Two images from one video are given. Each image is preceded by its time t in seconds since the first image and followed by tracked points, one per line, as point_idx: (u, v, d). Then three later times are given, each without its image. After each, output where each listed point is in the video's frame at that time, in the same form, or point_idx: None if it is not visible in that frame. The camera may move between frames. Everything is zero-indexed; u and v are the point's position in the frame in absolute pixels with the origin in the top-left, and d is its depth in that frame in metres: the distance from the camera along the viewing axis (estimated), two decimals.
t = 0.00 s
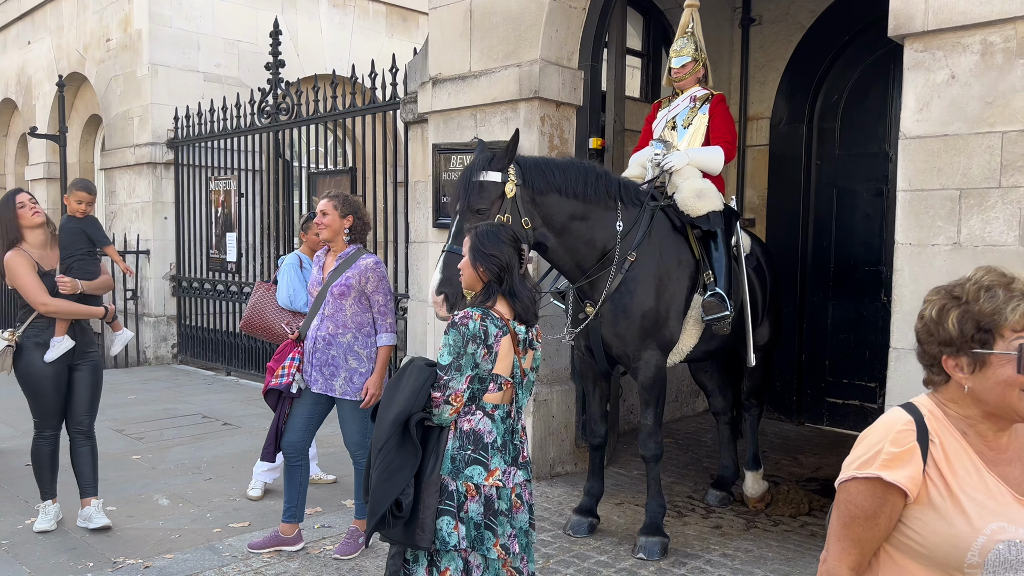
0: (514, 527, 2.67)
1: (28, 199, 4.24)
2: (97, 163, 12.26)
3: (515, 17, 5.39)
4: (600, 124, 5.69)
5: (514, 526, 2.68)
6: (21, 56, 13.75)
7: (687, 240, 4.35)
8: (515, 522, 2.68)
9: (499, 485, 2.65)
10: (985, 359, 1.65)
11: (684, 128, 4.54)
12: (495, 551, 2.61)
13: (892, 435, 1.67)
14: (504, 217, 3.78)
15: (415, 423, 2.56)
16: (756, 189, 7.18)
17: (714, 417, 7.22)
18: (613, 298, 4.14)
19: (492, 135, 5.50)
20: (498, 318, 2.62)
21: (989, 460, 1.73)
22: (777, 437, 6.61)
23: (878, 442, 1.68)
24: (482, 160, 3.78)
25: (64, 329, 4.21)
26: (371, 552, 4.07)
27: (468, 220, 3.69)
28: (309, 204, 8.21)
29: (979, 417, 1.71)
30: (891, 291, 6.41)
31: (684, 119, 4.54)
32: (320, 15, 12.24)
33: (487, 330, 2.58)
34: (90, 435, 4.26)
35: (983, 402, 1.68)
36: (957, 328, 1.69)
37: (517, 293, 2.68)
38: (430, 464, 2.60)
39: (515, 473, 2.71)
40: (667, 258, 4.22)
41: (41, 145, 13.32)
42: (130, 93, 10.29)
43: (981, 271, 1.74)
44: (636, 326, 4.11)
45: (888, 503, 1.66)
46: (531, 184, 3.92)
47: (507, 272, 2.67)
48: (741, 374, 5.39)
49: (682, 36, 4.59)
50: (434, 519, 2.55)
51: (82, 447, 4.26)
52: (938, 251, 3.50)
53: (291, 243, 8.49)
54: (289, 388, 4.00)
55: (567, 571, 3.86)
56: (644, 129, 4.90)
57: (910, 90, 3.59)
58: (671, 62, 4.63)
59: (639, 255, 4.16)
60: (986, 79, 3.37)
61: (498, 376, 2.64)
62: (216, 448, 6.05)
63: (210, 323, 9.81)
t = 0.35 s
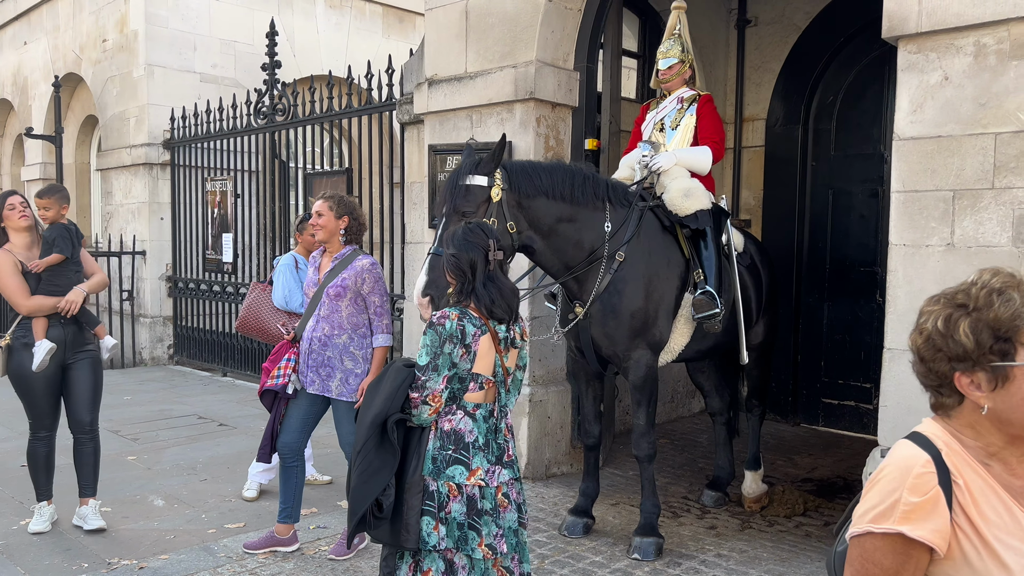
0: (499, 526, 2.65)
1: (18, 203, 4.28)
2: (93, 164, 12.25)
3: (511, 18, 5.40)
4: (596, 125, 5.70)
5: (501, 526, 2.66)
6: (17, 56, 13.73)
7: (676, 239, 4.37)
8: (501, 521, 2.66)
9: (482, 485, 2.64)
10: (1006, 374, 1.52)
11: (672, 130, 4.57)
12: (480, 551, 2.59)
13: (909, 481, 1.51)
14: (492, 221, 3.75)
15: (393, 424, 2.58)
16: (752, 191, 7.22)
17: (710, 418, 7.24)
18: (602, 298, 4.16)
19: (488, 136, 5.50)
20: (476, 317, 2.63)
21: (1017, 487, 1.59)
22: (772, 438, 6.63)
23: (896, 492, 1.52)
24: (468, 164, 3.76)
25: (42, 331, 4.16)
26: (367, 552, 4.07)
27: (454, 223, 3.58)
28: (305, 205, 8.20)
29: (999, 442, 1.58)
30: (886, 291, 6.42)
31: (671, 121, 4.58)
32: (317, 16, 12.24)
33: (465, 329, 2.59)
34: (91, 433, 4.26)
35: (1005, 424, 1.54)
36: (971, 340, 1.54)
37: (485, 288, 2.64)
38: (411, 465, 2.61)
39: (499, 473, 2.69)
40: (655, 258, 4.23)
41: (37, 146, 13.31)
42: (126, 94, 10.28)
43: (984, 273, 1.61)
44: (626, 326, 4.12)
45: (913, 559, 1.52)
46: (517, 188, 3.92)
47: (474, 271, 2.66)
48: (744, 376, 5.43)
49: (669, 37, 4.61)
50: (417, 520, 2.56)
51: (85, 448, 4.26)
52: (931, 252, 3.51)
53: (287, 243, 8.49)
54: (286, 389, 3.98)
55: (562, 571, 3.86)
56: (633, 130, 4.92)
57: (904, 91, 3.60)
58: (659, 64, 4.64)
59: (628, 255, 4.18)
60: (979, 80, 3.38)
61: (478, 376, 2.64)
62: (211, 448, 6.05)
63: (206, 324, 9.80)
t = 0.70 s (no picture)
0: (482, 526, 2.69)
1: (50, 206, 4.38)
2: (90, 165, 12.23)
3: (508, 20, 5.41)
4: (593, 126, 5.71)
5: (483, 526, 2.70)
6: (13, 57, 13.71)
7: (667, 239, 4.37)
8: (483, 521, 2.70)
9: (465, 485, 2.66)
10: None
11: (663, 130, 4.57)
12: (463, 551, 2.62)
13: (1005, 520, 1.47)
14: (483, 225, 3.77)
15: (372, 425, 2.57)
16: (749, 193, 7.24)
17: (706, 419, 7.26)
18: (593, 299, 4.16)
19: (485, 138, 5.52)
20: (457, 317, 2.64)
21: None
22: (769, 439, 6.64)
23: (992, 530, 1.48)
24: (460, 168, 3.75)
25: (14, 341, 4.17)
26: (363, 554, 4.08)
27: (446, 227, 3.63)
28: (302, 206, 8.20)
29: None
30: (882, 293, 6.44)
31: (663, 121, 4.58)
32: (314, 17, 12.24)
33: (445, 330, 2.59)
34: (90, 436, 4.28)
35: None
36: None
37: (465, 288, 2.66)
38: (392, 466, 2.61)
39: (481, 472, 2.73)
40: (645, 258, 4.23)
41: (33, 147, 13.29)
42: (123, 95, 10.28)
43: None
44: (617, 327, 4.14)
45: None
46: (509, 191, 3.92)
47: (453, 272, 2.67)
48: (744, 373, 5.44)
49: (663, 38, 4.61)
50: (400, 521, 2.55)
51: (81, 453, 4.32)
52: (926, 254, 3.53)
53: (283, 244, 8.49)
54: (265, 390, 4.03)
55: (558, 572, 3.87)
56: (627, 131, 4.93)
57: (899, 94, 3.62)
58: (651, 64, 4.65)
59: (618, 256, 4.19)
60: (974, 83, 3.39)
61: (459, 376, 2.65)
62: (208, 450, 6.04)
63: (202, 325, 9.79)
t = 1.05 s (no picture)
0: (474, 527, 2.70)
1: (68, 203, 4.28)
2: (86, 165, 12.20)
3: (505, 21, 5.41)
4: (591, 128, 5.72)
5: (475, 527, 2.70)
6: (9, 57, 13.67)
7: (659, 238, 4.38)
8: (475, 522, 2.71)
9: (459, 486, 2.67)
10: None
11: (657, 131, 4.59)
12: (456, 552, 2.63)
13: None
14: (479, 226, 3.74)
15: (370, 432, 2.56)
16: (745, 193, 7.25)
17: (703, 420, 7.27)
18: (586, 299, 4.17)
19: (483, 138, 5.52)
20: (449, 318, 2.64)
21: None
22: (766, 440, 6.65)
23: None
24: (456, 169, 3.72)
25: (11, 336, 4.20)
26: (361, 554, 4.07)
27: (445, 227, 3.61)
28: (299, 207, 8.19)
29: None
30: (878, 294, 6.46)
31: (657, 123, 4.60)
32: (311, 18, 12.23)
33: (438, 332, 2.59)
34: (90, 432, 4.31)
35: None
36: None
37: (467, 290, 2.68)
38: (389, 471, 2.61)
39: (475, 473, 2.73)
40: (638, 259, 4.24)
41: (29, 147, 13.26)
42: (119, 95, 10.26)
43: None
44: (609, 328, 4.15)
45: None
46: (504, 193, 3.91)
47: (457, 273, 2.67)
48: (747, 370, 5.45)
49: (658, 39, 4.64)
50: (396, 526, 2.56)
51: (83, 448, 4.33)
52: (923, 255, 3.54)
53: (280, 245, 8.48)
54: (203, 397, 3.83)
55: (557, 573, 3.87)
56: (623, 131, 4.95)
57: (897, 96, 3.63)
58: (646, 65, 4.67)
59: (610, 257, 4.20)
60: (971, 85, 3.41)
61: (452, 378, 2.65)
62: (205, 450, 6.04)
63: (199, 325, 9.77)
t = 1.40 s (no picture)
0: (478, 523, 2.74)
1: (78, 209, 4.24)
2: (79, 166, 12.16)
3: (501, 21, 5.40)
4: (586, 129, 5.72)
5: (478, 523, 2.74)
6: (2, 57, 13.62)
7: (651, 241, 4.33)
8: (478, 519, 2.75)
9: (462, 484, 2.69)
10: None
11: (653, 132, 4.59)
12: (464, 550, 2.65)
13: None
14: (475, 224, 3.77)
15: (373, 435, 2.52)
16: (741, 194, 7.28)
17: (699, 421, 7.27)
18: (577, 300, 4.18)
19: (478, 139, 5.52)
20: (440, 318, 2.64)
21: None
22: (762, 441, 6.65)
23: None
24: (453, 166, 3.77)
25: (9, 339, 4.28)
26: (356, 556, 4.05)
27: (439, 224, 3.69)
28: (293, 207, 8.16)
29: None
30: (873, 295, 6.47)
31: (653, 124, 4.59)
32: (306, 18, 12.20)
33: (431, 330, 2.60)
34: (87, 431, 4.31)
35: None
36: None
37: (454, 294, 2.69)
38: (394, 474, 2.57)
39: (475, 470, 2.75)
40: (630, 261, 4.22)
41: (22, 147, 13.21)
42: (113, 95, 10.22)
43: None
44: (600, 329, 4.15)
45: None
46: (500, 191, 3.92)
47: (444, 274, 2.68)
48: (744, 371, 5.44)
49: (654, 41, 4.65)
50: (404, 528, 2.54)
51: (80, 447, 4.32)
52: (919, 256, 3.54)
53: (275, 246, 8.46)
54: (147, 408, 3.67)
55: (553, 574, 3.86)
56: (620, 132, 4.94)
57: (893, 97, 3.63)
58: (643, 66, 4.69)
59: (601, 259, 4.19)
60: (967, 86, 3.41)
61: (447, 376, 2.66)
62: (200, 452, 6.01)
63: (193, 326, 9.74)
